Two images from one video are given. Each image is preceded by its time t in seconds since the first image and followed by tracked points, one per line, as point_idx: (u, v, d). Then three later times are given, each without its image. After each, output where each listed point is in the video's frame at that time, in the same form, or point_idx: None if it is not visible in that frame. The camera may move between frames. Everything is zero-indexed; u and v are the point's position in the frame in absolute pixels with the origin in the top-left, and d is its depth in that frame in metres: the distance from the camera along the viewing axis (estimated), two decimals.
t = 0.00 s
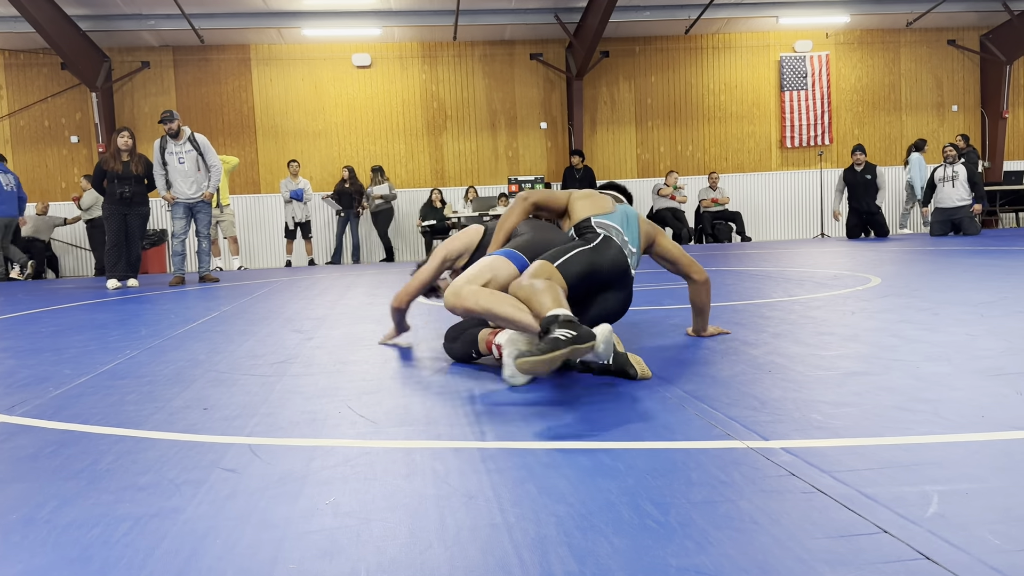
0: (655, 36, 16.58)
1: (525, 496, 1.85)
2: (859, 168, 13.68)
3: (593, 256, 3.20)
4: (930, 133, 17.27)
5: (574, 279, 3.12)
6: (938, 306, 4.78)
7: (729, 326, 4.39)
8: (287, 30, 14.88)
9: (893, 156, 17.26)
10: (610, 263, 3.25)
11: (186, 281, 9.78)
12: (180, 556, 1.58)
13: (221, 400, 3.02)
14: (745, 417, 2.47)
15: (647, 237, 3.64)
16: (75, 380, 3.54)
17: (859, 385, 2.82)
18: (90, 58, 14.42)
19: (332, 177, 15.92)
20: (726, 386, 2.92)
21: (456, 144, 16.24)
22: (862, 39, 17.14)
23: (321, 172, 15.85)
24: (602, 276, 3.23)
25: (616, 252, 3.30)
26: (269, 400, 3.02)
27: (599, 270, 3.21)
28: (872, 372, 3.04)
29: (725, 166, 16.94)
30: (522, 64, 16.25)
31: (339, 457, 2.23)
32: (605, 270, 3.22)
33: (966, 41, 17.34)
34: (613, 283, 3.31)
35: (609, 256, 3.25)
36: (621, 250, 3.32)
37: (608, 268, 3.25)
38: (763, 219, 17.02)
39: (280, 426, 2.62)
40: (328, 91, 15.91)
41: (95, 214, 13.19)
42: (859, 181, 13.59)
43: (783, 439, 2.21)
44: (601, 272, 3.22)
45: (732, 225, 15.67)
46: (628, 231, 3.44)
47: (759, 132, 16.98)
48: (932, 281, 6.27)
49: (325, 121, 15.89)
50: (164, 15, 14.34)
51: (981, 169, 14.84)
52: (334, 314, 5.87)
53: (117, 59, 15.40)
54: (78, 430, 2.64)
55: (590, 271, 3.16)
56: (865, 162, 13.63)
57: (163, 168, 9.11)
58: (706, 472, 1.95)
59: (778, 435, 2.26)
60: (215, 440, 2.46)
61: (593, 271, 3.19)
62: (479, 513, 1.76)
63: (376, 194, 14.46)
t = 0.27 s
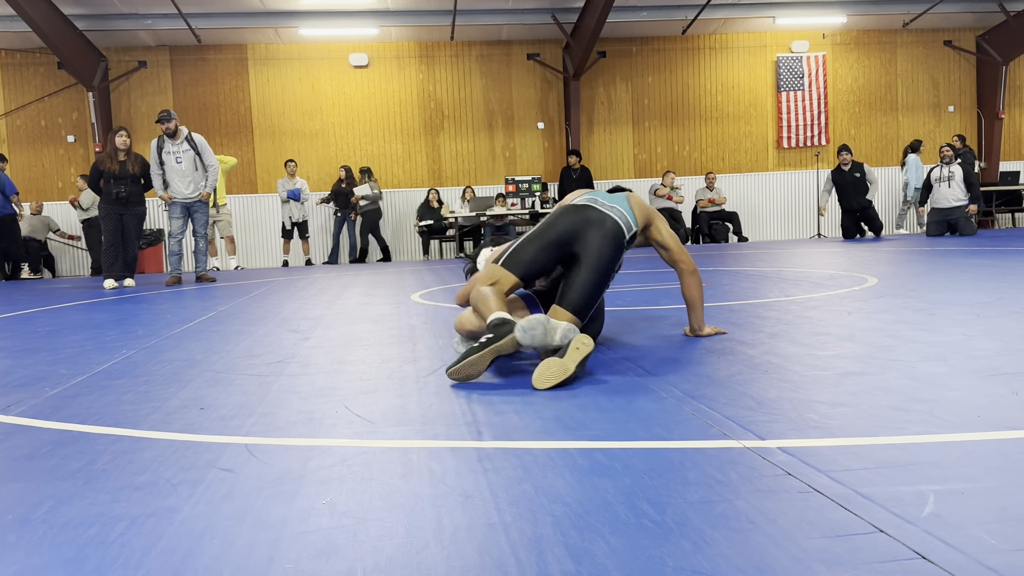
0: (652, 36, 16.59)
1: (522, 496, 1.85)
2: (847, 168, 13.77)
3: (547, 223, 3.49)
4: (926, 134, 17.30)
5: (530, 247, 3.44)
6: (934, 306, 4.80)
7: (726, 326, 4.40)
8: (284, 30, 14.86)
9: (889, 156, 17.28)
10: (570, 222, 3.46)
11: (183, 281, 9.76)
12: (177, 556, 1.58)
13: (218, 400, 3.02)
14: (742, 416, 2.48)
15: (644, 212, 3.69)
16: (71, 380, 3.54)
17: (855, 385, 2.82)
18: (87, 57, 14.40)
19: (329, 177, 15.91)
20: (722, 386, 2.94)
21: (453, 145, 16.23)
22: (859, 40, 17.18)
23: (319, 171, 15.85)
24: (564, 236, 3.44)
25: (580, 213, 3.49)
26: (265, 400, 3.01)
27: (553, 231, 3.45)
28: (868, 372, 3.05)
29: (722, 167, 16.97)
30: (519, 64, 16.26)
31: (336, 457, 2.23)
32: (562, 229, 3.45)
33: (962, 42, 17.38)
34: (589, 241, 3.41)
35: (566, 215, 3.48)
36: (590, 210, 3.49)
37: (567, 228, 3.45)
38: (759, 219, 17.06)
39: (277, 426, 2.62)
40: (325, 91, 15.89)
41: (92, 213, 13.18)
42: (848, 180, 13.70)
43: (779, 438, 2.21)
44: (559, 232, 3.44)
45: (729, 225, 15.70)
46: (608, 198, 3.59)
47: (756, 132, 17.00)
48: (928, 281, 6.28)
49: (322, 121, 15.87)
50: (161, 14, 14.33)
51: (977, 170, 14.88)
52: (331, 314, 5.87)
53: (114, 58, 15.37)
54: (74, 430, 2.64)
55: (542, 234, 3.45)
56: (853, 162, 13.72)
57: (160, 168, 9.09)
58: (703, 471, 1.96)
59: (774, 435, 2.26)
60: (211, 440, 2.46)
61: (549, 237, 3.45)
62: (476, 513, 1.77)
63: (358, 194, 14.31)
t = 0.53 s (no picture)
0: (649, 36, 16.61)
1: (519, 496, 1.85)
2: (845, 169, 13.77)
3: (486, 254, 3.75)
4: (923, 134, 17.34)
5: (475, 278, 3.65)
6: (930, 306, 4.82)
7: (722, 326, 4.41)
8: (281, 29, 14.85)
9: (886, 156, 17.30)
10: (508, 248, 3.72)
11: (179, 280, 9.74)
12: (173, 556, 1.58)
13: (214, 400, 3.01)
14: (739, 416, 2.48)
15: (583, 227, 3.99)
16: (67, 380, 3.52)
17: (852, 385, 2.83)
18: (83, 56, 14.37)
19: (326, 177, 15.90)
20: (718, 386, 2.94)
21: (450, 144, 16.23)
22: (855, 41, 17.21)
23: (315, 171, 15.84)
24: (503, 263, 3.67)
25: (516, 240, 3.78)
26: (261, 400, 3.01)
27: (493, 258, 3.70)
28: (865, 372, 3.05)
29: (718, 167, 16.99)
30: (516, 64, 16.26)
31: (333, 457, 2.23)
32: (500, 255, 3.69)
33: (958, 43, 17.43)
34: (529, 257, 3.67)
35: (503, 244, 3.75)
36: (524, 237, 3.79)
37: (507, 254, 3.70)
38: (755, 219, 17.08)
39: (274, 426, 2.62)
40: (322, 91, 15.88)
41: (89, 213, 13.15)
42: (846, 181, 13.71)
43: (776, 438, 2.22)
44: (499, 259, 3.68)
45: (725, 225, 15.72)
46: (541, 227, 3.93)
47: (752, 132, 17.02)
48: (924, 281, 6.29)
49: (318, 121, 15.85)
50: (158, 13, 14.31)
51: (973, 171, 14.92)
52: (327, 314, 5.86)
53: (110, 58, 15.35)
54: (70, 429, 2.63)
55: (482, 264, 3.68)
56: (850, 164, 13.72)
57: (156, 167, 9.07)
58: (699, 471, 1.96)
59: (770, 434, 2.26)
60: (207, 440, 2.45)
61: (489, 266, 3.68)
62: (473, 513, 1.77)
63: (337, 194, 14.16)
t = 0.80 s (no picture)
0: (646, 36, 16.62)
1: (515, 496, 1.85)
2: (847, 172, 13.85)
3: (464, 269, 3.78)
4: (919, 134, 17.38)
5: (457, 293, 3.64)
6: (926, 307, 4.83)
7: (719, 326, 4.41)
8: (278, 29, 14.83)
9: (882, 157, 17.35)
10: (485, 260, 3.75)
11: (175, 280, 9.71)
12: (170, 556, 1.58)
13: (210, 400, 3.01)
14: (735, 416, 2.49)
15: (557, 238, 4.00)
16: (63, 380, 3.51)
17: (848, 385, 2.83)
18: (79, 55, 14.35)
19: (323, 176, 15.90)
20: (714, 385, 2.94)
21: (447, 144, 16.22)
22: (851, 41, 17.24)
23: (312, 171, 15.83)
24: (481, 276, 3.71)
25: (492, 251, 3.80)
26: (258, 400, 3.00)
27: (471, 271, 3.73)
28: (861, 372, 3.06)
29: (715, 167, 17.00)
30: (513, 64, 16.26)
31: (329, 457, 2.23)
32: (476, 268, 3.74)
33: (953, 44, 17.49)
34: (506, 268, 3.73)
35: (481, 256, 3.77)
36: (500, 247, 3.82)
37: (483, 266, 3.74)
38: (752, 220, 17.11)
39: (270, 426, 2.61)
40: (319, 90, 15.86)
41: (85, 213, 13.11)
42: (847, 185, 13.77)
43: (772, 438, 2.22)
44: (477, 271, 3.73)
45: (722, 226, 15.73)
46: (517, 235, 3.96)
47: (749, 133, 17.04)
48: (918, 281, 6.31)
49: (315, 121, 15.83)
50: (154, 13, 14.29)
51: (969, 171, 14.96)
52: (324, 314, 5.85)
53: (106, 57, 15.31)
54: (66, 429, 2.62)
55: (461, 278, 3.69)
56: (854, 168, 13.80)
57: (153, 167, 9.05)
58: (695, 470, 1.96)
59: (766, 434, 2.27)
60: (203, 440, 2.45)
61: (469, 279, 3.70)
62: (470, 513, 1.77)
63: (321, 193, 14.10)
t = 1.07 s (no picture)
0: (643, 37, 16.63)
1: (512, 496, 1.85)
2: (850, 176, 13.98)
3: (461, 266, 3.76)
4: (915, 135, 17.41)
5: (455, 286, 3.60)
6: (922, 307, 4.84)
7: (715, 326, 4.41)
8: (274, 29, 14.82)
9: (878, 157, 17.39)
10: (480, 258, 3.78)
11: (171, 280, 9.69)
12: (166, 556, 1.58)
13: (207, 400, 3.00)
14: (731, 416, 2.49)
15: (562, 240, 4.05)
16: (58, 380, 3.51)
17: (844, 385, 2.84)
18: (75, 55, 14.32)
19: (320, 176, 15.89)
20: (710, 385, 2.95)
21: (443, 145, 16.21)
22: (847, 41, 17.27)
23: (309, 171, 15.82)
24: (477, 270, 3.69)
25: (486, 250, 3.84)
26: (254, 400, 3.00)
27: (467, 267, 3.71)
28: (856, 372, 3.07)
29: (711, 168, 17.01)
30: (510, 64, 16.26)
31: (325, 457, 2.22)
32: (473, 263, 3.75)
33: (949, 44, 17.53)
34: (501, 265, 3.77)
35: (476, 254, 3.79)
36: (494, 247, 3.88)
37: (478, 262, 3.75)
38: (748, 220, 17.13)
39: (267, 426, 2.61)
40: (315, 90, 15.84)
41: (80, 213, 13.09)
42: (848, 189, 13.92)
43: (767, 438, 2.22)
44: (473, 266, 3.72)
45: (718, 226, 15.75)
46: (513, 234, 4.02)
47: (745, 133, 17.07)
48: (914, 281, 6.33)
49: (311, 120, 15.82)
50: (151, 12, 14.28)
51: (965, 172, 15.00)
52: (320, 314, 5.85)
53: (102, 57, 15.28)
54: (62, 429, 2.62)
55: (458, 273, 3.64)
56: (857, 171, 13.89)
57: (150, 166, 9.04)
58: (691, 470, 1.97)
59: (762, 434, 2.27)
60: (199, 440, 2.45)
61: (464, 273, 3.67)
62: (466, 512, 1.77)
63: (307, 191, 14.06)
